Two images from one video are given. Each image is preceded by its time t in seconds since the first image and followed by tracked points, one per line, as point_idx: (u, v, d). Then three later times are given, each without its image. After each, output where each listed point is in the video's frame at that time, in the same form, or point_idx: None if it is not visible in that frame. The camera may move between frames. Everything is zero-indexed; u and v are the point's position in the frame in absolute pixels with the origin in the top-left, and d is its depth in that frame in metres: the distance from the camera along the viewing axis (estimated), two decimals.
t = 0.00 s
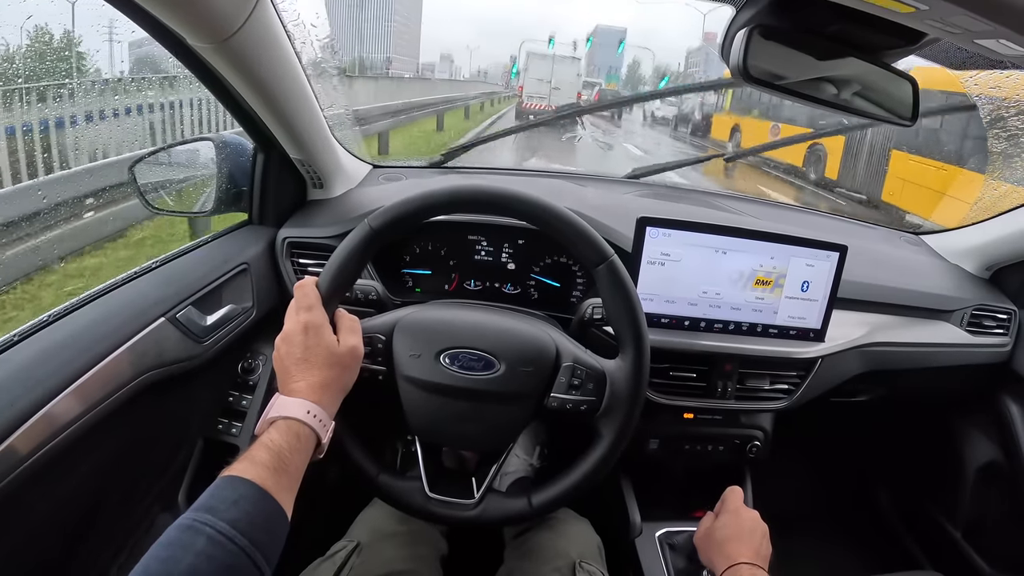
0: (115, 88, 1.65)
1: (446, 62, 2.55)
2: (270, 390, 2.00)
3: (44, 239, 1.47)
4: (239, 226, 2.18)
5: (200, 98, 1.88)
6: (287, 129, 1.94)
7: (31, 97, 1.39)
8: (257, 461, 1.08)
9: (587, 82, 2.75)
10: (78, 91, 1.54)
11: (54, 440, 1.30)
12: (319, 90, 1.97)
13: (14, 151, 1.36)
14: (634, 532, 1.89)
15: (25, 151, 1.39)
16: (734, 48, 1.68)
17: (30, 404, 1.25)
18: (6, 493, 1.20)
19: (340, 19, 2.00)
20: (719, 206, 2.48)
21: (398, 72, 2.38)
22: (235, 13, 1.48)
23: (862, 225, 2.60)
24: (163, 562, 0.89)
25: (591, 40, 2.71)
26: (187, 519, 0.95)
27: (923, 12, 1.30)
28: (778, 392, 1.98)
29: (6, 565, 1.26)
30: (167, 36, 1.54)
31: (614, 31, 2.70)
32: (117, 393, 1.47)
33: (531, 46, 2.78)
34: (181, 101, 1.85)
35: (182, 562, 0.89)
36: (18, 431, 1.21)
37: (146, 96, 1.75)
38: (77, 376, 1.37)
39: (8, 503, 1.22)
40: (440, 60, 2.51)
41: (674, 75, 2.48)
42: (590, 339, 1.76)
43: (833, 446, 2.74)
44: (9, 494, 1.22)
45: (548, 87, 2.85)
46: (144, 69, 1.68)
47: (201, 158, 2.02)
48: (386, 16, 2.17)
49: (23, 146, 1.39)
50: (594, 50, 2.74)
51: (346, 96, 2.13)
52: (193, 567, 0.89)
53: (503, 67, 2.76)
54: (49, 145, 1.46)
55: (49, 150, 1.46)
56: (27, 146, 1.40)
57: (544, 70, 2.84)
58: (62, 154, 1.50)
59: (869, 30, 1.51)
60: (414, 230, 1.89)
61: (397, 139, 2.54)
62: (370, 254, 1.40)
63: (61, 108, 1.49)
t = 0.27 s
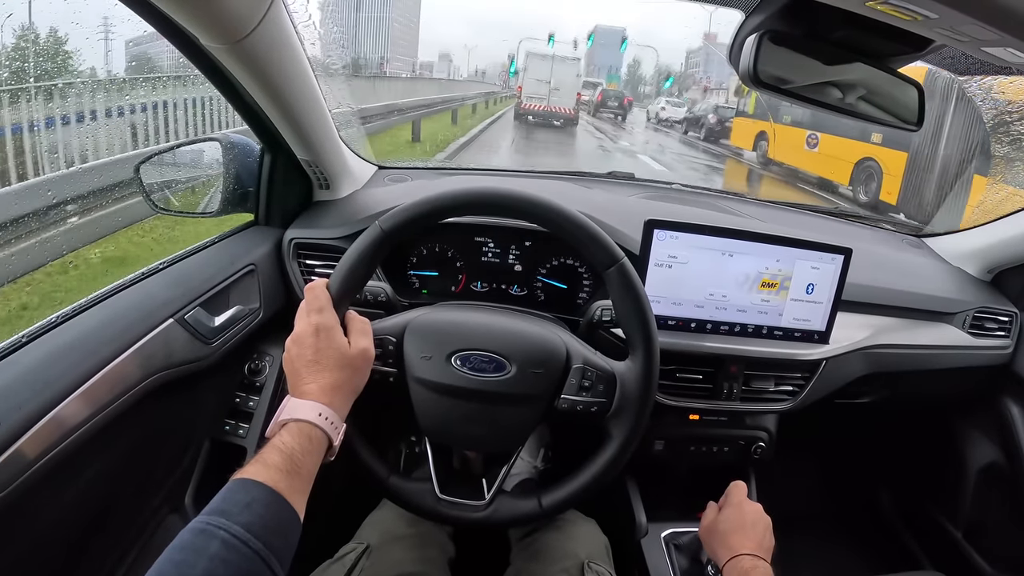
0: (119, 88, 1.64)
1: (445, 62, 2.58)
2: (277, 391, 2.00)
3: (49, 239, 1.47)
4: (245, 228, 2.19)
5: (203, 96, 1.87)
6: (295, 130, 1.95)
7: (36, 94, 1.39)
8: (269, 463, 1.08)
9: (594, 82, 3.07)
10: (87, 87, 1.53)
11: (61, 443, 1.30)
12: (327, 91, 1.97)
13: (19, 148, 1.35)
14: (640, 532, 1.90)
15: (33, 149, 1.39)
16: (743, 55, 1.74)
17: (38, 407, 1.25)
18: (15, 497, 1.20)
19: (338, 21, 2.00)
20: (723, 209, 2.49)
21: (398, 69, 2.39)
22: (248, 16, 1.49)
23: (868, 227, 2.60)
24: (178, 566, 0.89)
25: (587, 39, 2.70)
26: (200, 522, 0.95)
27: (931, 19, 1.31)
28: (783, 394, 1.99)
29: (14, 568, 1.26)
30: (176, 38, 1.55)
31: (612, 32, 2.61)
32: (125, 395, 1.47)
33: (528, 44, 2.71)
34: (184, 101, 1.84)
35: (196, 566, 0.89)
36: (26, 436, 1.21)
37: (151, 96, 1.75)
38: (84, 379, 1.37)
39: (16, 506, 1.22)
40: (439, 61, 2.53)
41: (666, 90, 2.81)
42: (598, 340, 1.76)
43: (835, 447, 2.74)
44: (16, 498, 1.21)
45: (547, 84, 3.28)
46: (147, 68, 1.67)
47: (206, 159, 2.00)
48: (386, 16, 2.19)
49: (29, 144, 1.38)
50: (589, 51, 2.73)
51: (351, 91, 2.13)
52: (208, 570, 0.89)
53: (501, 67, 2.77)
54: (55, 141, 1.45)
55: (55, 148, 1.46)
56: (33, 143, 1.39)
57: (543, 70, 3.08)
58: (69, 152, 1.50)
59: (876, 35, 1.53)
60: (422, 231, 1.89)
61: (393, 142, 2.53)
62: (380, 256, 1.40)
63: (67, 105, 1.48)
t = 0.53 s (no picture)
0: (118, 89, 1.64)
1: (444, 62, 2.50)
2: (278, 391, 2.01)
3: (45, 240, 1.46)
4: (246, 228, 2.19)
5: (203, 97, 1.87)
6: (297, 132, 1.95)
7: (38, 94, 1.38)
8: (275, 466, 1.09)
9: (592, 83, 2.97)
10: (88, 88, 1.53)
11: (65, 444, 1.31)
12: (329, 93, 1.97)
13: (19, 148, 1.35)
14: (640, 533, 1.91)
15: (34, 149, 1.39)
16: (745, 58, 1.77)
17: (41, 409, 1.26)
18: (15, 501, 1.20)
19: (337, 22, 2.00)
20: (722, 210, 2.50)
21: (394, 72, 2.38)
22: (254, 18, 1.50)
23: (865, 230, 2.62)
24: (186, 567, 0.89)
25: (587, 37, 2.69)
26: (207, 524, 0.96)
27: (932, 24, 1.32)
28: (782, 395, 2.00)
29: (18, 568, 1.26)
30: (180, 39, 1.55)
31: (612, 31, 2.61)
32: (128, 396, 1.48)
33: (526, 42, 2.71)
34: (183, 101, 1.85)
35: (204, 567, 0.90)
36: (29, 438, 1.22)
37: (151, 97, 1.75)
38: (87, 381, 1.37)
39: (20, 507, 1.23)
40: (436, 61, 2.49)
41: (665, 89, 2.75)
42: (599, 341, 1.77)
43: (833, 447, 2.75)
44: (19, 500, 1.22)
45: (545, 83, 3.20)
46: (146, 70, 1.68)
47: (207, 159, 2.00)
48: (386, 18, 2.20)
49: (28, 144, 1.37)
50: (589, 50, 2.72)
51: (352, 91, 2.14)
52: (216, 572, 0.90)
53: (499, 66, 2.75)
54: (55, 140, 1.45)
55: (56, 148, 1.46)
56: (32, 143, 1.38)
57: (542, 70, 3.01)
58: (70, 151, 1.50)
59: (877, 40, 1.54)
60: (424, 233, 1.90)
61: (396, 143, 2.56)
62: (383, 258, 1.40)
63: (65, 105, 1.47)
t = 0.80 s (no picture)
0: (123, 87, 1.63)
1: (444, 60, 2.50)
2: (281, 389, 2.00)
3: (53, 235, 1.47)
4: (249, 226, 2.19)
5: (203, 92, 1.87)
6: (300, 129, 1.95)
7: (43, 92, 1.38)
8: (279, 465, 1.09)
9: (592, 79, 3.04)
10: (95, 87, 1.53)
11: (66, 442, 1.31)
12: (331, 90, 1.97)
13: (21, 144, 1.34)
14: (642, 531, 1.91)
15: (38, 145, 1.39)
16: (749, 57, 1.77)
17: (41, 408, 1.25)
18: (15, 501, 1.20)
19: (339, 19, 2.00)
20: (724, 209, 2.49)
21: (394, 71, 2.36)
22: (257, 15, 1.49)
23: (866, 229, 2.63)
24: (192, 569, 0.89)
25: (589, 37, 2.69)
26: (212, 526, 0.96)
27: (937, 23, 1.32)
28: (784, 394, 2.00)
29: (19, 567, 1.26)
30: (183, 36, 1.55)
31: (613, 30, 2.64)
32: (130, 394, 1.48)
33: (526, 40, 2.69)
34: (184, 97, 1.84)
35: (211, 568, 0.90)
36: (30, 437, 1.21)
37: (154, 95, 1.74)
38: (88, 379, 1.37)
39: (20, 506, 1.22)
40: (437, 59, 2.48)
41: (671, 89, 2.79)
42: (602, 339, 1.77)
43: (834, 447, 2.75)
44: (20, 499, 1.21)
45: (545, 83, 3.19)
46: (146, 69, 1.67)
47: (209, 157, 2.01)
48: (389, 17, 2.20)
49: (32, 141, 1.37)
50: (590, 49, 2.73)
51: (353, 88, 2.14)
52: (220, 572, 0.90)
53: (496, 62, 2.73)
54: (60, 136, 1.44)
55: (61, 146, 1.46)
56: (36, 139, 1.37)
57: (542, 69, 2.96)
58: (75, 147, 1.50)
59: (881, 39, 1.54)
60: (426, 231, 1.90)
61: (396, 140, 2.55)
62: (386, 257, 1.40)
63: (71, 103, 1.47)
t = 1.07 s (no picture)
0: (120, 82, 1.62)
1: (444, 59, 2.46)
2: (278, 386, 1.98)
3: (48, 231, 1.45)
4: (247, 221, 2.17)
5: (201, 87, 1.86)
6: (298, 124, 1.93)
7: (35, 90, 1.36)
8: (272, 464, 1.07)
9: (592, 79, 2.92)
10: (88, 86, 1.52)
11: (59, 439, 1.29)
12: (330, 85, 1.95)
13: (11, 141, 1.31)
14: (642, 531, 1.89)
15: (32, 143, 1.37)
16: (752, 52, 1.73)
17: (34, 404, 1.23)
18: (7, 497, 1.18)
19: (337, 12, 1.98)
20: (727, 206, 2.47)
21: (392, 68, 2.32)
22: (251, 8, 1.47)
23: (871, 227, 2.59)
24: (181, 571, 0.87)
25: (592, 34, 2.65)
26: (203, 526, 0.94)
27: (944, 16, 1.29)
28: (786, 392, 1.97)
29: (10, 567, 1.25)
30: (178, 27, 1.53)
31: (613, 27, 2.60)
32: (124, 391, 1.46)
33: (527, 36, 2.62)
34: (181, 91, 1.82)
35: (200, 569, 0.88)
36: (23, 432, 1.20)
37: (150, 88, 1.72)
38: (82, 375, 1.35)
39: (13, 503, 1.21)
40: (437, 58, 2.44)
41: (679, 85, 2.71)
42: (602, 336, 1.75)
43: (836, 446, 2.73)
44: (12, 496, 1.20)
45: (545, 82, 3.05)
46: (142, 64, 1.66)
47: (207, 151, 1.99)
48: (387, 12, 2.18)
49: (23, 138, 1.34)
50: (590, 46, 2.67)
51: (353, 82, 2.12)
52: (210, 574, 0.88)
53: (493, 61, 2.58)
54: (53, 135, 1.43)
55: (55, 142, 1.43)
56: (30, 139, 1.36)
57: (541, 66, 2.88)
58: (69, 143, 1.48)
59: (887, 33, 1.51)
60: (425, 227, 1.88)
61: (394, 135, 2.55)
62: (383, 252, 1.38)
63: (65, 100, 1.45)
